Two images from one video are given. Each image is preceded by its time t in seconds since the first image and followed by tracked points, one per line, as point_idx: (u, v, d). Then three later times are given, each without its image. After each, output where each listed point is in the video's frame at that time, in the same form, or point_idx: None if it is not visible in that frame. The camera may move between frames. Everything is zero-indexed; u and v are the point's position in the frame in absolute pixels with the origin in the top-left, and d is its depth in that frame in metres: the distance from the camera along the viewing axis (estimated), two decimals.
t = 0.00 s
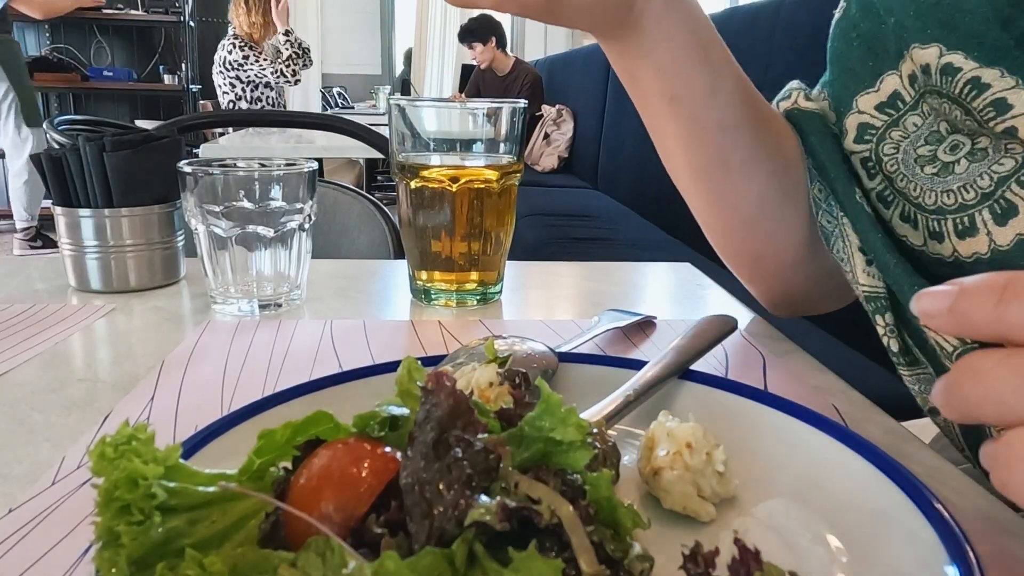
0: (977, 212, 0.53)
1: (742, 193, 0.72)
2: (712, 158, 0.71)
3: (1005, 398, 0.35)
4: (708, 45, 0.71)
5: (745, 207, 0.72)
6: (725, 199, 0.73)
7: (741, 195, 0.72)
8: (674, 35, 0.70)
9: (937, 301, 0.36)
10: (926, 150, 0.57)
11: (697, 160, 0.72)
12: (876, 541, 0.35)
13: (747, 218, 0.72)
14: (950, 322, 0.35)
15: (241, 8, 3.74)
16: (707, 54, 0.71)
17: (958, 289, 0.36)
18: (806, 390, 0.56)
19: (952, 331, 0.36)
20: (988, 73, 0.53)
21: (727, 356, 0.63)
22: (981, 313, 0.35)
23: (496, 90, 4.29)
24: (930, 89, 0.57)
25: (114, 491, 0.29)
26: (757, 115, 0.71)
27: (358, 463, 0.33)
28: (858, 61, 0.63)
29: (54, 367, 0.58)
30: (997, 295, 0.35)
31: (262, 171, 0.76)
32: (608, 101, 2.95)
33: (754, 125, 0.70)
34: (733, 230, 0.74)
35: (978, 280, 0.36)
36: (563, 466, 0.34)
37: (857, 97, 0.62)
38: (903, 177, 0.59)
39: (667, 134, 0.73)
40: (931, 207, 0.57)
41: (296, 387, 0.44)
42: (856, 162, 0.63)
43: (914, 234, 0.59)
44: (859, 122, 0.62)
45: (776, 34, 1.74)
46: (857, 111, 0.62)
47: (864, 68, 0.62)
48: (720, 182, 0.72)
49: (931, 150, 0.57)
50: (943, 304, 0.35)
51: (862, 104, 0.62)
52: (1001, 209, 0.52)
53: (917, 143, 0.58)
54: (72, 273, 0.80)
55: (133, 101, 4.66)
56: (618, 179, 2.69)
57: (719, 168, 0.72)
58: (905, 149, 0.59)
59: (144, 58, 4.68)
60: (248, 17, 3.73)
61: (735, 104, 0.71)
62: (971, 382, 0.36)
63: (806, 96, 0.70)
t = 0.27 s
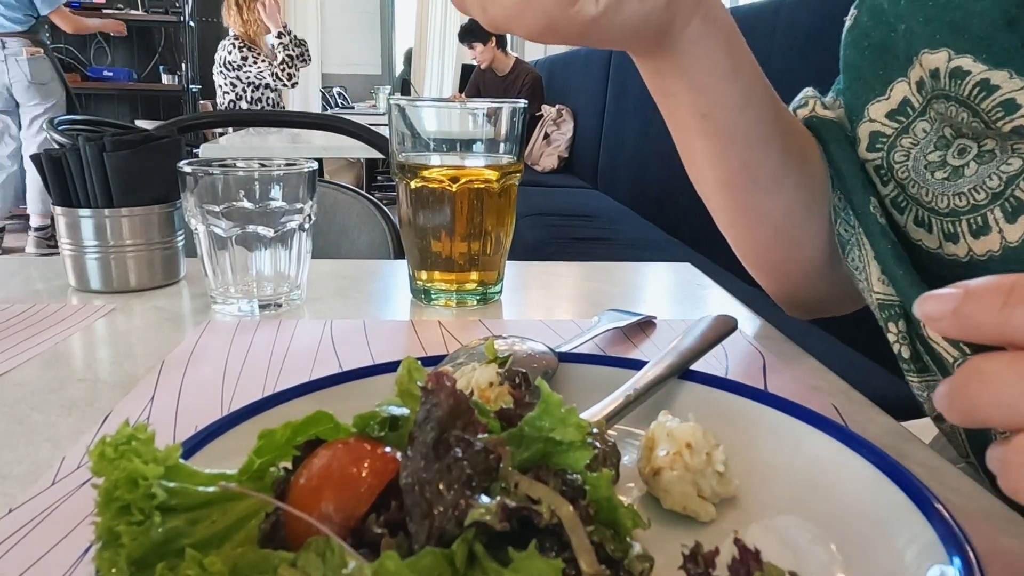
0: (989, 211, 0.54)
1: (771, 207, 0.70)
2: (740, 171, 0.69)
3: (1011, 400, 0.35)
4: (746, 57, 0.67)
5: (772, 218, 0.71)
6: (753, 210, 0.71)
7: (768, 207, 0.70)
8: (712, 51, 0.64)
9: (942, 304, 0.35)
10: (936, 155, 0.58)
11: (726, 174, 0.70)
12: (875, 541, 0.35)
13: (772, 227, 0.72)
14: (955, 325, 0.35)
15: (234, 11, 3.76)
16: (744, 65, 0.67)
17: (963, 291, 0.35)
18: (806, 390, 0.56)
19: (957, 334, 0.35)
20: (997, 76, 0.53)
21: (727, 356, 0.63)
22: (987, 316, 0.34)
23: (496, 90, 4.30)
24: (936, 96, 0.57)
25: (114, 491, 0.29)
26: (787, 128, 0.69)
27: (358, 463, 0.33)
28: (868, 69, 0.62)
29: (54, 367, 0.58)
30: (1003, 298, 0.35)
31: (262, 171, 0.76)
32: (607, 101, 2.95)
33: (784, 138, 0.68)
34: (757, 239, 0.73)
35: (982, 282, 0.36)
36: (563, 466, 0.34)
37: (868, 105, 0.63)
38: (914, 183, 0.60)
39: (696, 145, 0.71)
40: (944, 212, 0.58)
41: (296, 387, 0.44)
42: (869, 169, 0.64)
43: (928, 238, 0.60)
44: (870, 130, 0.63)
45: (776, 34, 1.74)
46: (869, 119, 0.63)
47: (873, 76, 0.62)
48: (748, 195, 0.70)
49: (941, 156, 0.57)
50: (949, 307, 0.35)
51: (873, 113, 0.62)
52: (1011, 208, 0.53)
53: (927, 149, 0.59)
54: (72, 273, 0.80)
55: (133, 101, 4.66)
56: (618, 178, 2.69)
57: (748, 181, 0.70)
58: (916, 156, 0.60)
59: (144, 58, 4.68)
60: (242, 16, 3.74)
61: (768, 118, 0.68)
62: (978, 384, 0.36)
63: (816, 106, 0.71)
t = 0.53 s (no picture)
0: (1005, 209, 0.57)
1: (798, 216, 0.70)
2: (767, 180, 0.69)
3: (1022, 409, 0.33)
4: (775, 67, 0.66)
5: (797, 228, 0.71)
6: (779, 220, 0.71)
7: (794, 217, 0.70)
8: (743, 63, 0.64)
9: (945, 310, 0.32)
10: (948, 160, 0.61)
11: (753, 184, 0.70)
12: (876, 541, 0.35)
13: (796, 237, 0.71)
14: (959, 331, 0.32)
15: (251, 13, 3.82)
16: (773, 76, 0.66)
17: (968, 296, 0.32)
18: (806, 390, 0.56)
19: (964, 342, 0.32)
20: (1011, 77, 0.56)
21: (727, 356, 0.63)
22: (995, 323, 0.32)
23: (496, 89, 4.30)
24: (945, 102, 0.60)
25: (114, 491, 0.29)
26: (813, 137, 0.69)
27: (358, 463, 0.33)
28: (881, 79, 0.66)
29: (54, 367, 0.58)
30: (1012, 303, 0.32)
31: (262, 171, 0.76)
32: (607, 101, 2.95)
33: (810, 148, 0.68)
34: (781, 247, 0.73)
35: (989, 286, 0.33)
36: (563, 466, 0.34)
37: (881, 113, 0.66)
38: (928, 190, 0.62)
39: (723, 154, 0.70)
40: (961, 214, 0.60)
41: (296, 387, 0.44)
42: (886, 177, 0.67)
43: (947, 242, 0.62)
44: (885, 138, 0.66)
45: (776, 33, 1.74)
46: (882, 128, 0.66)
47: (886, 86, 0.66)
48: (773, 205, 0.70)
49: (952, 161, 0.60)
50: (951, 313, 0.32)
51: (886, 121, 0.66)
52: None
53: (937, 155, 0.62)
54: (72, 273, 0.80)
55: (133, 101, 4.66)
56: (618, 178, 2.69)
57: (775, 192, 0.69)
58: (927, 163, 0.62)
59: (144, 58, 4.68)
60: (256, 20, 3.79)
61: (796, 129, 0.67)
62: (988, 393, 0.34)
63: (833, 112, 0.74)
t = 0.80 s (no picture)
0: (1016, 210, 0.58)
1: (822, 226, 0.70)
2: (794, 193, 0.69)
3: None
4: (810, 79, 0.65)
5: (823, 239, 0.71)
6: (805, 231, 0.71)
7: (820, 228, 0.70)
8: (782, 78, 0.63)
9: (950, 317, 0.32)
10: (947, 171, 0.63)
11: (781, 197, 0.70)
12: (877, 541, 0.35)
13: (820, 247, 0.72)
14: (964, 338, 0.32)
15: (272, 14, 3.85)
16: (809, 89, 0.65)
17: (972, 304, 0.32)
18: (805, 390, 0.56)
19: (968, 350, 0.32)
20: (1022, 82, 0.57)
21: (726, 356, 0.63)
22: (1001, 330, 0.31)
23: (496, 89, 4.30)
24: (948, 111, 0.62)
25: (114, 491, 0.29)
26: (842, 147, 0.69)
27: (358, 463, 0.33)
28: (888, 90, 0.67)
29: (55, 367, 0.58)
30: (1015, 312, 0.32)
31: (262, 171, 0.76)
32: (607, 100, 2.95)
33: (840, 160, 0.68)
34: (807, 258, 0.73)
35: (993, 294, 0.33)
36: (563, 466, 0.34)
37: (887, 125, 0.67)
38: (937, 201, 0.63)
39: (751, 166, 0.70)
40: (975, 220, 0.61)
41: (295, 387, 0.44)
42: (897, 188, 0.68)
43: (962, 249, 0.63)
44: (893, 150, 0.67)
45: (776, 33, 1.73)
46: (890, 140, 0.67)
47: (892, 98, 0.67)
48: (800, 216, 0.70)
49: (955, 172, 0.62)
50: (954, 321, 0.32)
51: (893, 133, 0.67)
52: None
53: (940, 167, 0.63)
54: (72, 273, 0.80)
55: (133, 101, 4.66)
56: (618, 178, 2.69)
57: (802, 202, 0.69)
58: (932, 175, 0.64)
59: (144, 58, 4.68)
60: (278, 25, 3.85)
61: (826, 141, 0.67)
62: (993, 401, 0.33)
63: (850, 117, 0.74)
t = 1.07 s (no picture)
0: None
1: (846, 235, 0.70)
2: (819, 199, 0.69)
3: None
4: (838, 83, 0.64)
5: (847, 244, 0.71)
6: (829, 236, 0.71)
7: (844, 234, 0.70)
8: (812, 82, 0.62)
9: (946, 323, 0.32)
10: (953, 174, 0.65)
11: (806, 203, 0.70)
12: (877, 541, 0.35)
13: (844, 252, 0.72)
14: (962, 344, 0.32)
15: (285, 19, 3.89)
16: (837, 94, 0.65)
17: (970, 309, 0.32)
18: (805, 390, 0.56)
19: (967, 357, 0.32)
20: None
21: (726, 356, 0.63)
22: (997, 335, 0.31)
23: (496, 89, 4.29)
24: (955, 115, 0.64)
25: (114, 491, 0.29)
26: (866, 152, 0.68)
27: (358, 463, 0.33)
28: (902, 98, 0.70)
29: (55, 367, 0.58)
30: (1013, 316, 0.31)
31: (262, 171, 0.76)
32: (608, 100, 2.95)
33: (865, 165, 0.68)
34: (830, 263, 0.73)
35: (989, 298, 0.32)
36: (563, 466, 0.34)
37: (903, 132, 0.70)
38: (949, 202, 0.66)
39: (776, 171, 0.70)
40: (987, 219, 0.63)
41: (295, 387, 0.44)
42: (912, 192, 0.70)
43: (977, 249, 0.64)
44: (906, 155, 0.70)
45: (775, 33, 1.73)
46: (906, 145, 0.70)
47: (905, 106, 0.70)
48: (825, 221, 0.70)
49: (964, 173, 0.64)
50: (951, 327, 0.32)
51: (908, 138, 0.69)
52: None
53: (950, 168, 0.65)
54: (72, 273, 0.80)
55: (133, 101, 4.66)
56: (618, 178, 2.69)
57: (826, 211, 0.69)
58: (943, 177, 0.66)
59: (144, 58, 4.68)
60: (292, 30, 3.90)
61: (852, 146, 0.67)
62: (993, 406, 0.33)
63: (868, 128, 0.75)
